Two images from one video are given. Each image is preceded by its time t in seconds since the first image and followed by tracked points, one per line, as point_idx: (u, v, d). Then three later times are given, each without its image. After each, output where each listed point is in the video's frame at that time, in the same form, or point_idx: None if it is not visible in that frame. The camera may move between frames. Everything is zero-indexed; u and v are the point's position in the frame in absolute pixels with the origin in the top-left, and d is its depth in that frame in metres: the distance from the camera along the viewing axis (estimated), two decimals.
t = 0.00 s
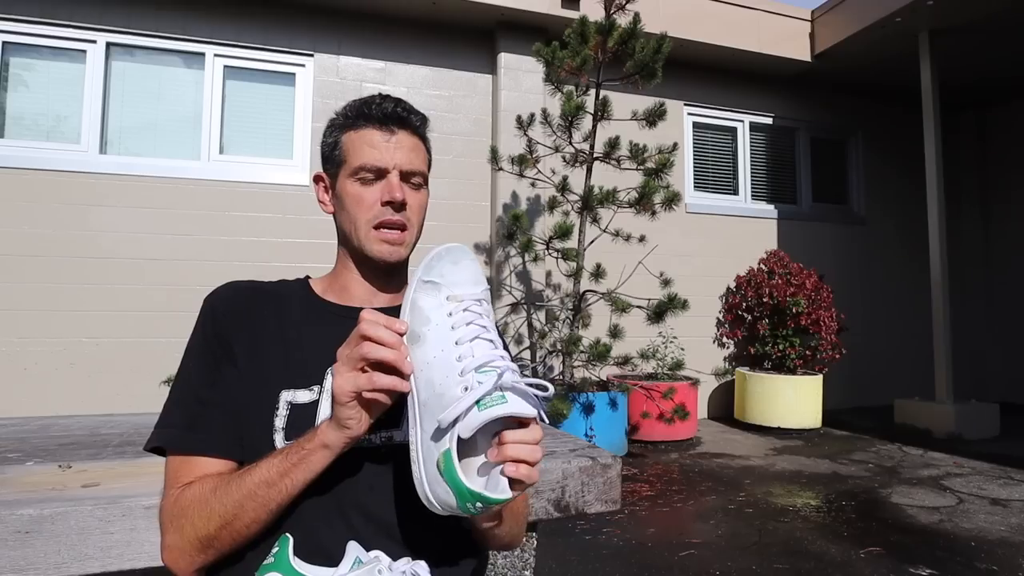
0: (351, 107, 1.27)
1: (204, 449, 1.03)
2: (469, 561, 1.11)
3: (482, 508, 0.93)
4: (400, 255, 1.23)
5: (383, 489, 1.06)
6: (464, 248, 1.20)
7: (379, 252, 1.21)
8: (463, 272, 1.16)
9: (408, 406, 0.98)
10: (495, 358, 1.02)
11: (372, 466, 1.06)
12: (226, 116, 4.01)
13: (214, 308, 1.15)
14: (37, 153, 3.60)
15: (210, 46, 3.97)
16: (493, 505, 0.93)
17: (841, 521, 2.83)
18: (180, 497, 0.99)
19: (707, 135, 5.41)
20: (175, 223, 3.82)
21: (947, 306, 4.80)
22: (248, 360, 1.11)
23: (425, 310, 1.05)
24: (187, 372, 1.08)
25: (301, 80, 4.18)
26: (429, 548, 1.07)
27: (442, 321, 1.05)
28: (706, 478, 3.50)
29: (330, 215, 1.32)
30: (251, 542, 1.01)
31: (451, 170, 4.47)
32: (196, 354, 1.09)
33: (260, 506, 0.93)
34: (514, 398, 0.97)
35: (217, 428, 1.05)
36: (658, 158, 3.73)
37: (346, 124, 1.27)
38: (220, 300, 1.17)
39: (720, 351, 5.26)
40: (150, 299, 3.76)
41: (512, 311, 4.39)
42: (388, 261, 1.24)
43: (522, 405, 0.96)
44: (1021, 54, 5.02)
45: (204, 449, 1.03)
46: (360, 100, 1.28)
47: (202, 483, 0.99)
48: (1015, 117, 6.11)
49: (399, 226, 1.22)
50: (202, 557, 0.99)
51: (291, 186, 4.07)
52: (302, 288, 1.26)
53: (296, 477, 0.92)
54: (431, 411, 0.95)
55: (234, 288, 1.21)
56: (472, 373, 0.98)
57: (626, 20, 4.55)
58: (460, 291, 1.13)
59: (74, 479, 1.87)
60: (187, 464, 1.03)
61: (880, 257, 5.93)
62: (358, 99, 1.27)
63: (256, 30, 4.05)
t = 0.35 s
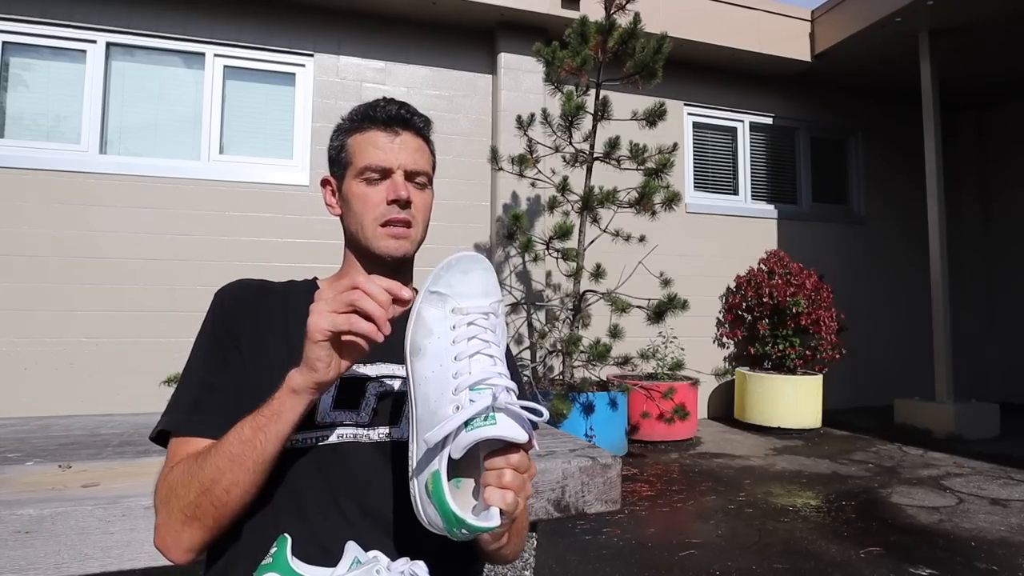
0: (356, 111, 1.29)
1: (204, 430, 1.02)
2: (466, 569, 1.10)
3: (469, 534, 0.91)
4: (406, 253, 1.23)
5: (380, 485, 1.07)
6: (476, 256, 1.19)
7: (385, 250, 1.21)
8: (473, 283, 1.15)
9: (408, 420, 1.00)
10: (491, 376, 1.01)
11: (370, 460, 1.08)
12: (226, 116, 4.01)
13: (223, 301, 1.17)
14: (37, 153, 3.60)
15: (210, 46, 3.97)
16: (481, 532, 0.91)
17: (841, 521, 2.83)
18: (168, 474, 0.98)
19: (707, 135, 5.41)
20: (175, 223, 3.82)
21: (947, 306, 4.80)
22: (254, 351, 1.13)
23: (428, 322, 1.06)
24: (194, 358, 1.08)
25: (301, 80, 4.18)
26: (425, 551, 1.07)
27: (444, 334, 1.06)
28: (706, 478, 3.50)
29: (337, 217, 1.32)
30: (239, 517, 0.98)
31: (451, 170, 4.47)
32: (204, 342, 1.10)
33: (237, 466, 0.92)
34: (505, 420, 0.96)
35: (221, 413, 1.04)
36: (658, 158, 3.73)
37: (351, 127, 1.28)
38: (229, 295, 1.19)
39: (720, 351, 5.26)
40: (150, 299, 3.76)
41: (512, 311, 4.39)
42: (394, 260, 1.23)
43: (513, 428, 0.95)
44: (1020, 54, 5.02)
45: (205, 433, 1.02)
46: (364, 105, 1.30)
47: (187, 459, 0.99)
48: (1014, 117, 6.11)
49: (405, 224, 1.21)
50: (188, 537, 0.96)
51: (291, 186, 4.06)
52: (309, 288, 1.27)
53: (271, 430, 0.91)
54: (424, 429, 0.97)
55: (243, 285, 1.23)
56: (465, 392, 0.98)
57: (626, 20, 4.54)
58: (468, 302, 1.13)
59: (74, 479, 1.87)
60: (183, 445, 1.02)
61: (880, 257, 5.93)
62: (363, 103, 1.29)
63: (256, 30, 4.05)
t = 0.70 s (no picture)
0: (356, 115, 1.29)
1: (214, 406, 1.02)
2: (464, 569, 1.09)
3: (453, 542, 0.91)
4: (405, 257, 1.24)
5: (380, 482, 1.07)
6: (461, 261, 1.19)
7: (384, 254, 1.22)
8: (455, 288, 1.15)
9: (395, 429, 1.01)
10: (472, 381, 1.00)
11: (372, 456, 1.09)
12: (226, 116, 4.01)
13: (234, 292, 1.18)
14: (37, 153, 3.60)
15: (210, 46, 3.97)
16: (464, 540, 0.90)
17: (841, 521, 2.83)
18: (174, 443, 0.97)
19: (707, 135, 5.41)
20: (176, 224, 3.82)
21: (947, 306, 4.80)
22: (267, 340, 1.13)
23: (411, 330, 1.06)
24: (207, 341, 1.09)
25: (301, 80, 4.18)
26: (423, 550, 1.05)
27: (427, 342, 1.06)
28: (706, 478, 3.51)
29: (338, 219, 1.33)
30: (248, 481, 0.96)
31: (451, 170, 4.47)
32: (217, 327, 1.10)
33: (247, 416, 0.92)
34: (484, 426, 0.93)
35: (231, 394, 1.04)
36: (658, 158, 3.73)
37: (352, 130, 1.28)
38: (241, 287, 1.20)
39: (720, 351, 5.26)
40: (149, 299, 3.76)
41: (512, 311, 4.39)
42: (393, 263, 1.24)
43: (492, 434, 0.92)
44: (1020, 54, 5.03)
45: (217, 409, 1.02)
46: (364, 107, 1.29)
47: (193, 426, 0.98)
48: (1014, 116, 6.11)
49: (403, 228, 1.22)
50: (197, 503, 0.93)
51: (291, 186, 4.07)
52: (314, 287, 1.28)
53: (283, 375, 0.92)
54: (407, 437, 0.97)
55: (253, 280, 1.24)
56: (444, 398, 0.98)
57: (626, 20, 4.55)
58: (450, 308, 1.13)
59: (73, 479, 1.87)
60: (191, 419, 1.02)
61: (880, 257, 5.93)
62: (363, 106, 1.29)
63: (255, 30, 4.05)
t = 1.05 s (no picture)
0: (361, 113, 1.29)
1: (202, 426, 1.02)
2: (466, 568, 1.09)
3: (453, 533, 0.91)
4: (406, 257, 1.23)
5: (379, 484, 1.07)
6: (452, 250, 1.18)
7: (384, 253, 1.22)
8: (446, 277, 1.14)
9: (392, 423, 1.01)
10: (463, 371, 1.00)
11: (370, 460, 1.08)
12: (226, 116, 4.01)
13: (227, 299, 1.17)
14: (37, 153, 3.60)
15: (210, 46, 3.97)
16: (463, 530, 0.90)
17: (841, 521, 2.83)
18: (166, 474, 0.98)
19: (707, 135, 5.41)
20: (176, 223, 3.82)
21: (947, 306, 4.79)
22: (257, 350, 1.12)
23: (403, 321, 1.05)
24: (197, 354, 1.08)
25: (301, 80, 4.18)
26: (423, 550, 1.06)
27: (419, 333, 1.06)
28: (706, 478, 3.51)
29: (341, 218, 1.33)
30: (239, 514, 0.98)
31: (451, 170, 4.47)
32: (207, 340, 1.10)
33: (235, 465, 0.92)
34: (477, 415, 0.93)
35: (220, 411, 1.04)
36: (658, 158, 3.73)
37: (357, 128, 1.28)
38: (234, 294, 1.19)
39: (720, 351, 5.26)
40: (149, 299, 3.76)
41: (512, 311, 4.39)
42: (394, 263, 1.23)
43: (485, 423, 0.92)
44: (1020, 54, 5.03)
45: (206, 431, 1.02)
46: (370, 106, 1.30)
47: (186, 457, 0.99)
48: (1014, 116, 6.11)
49: (405, 228, 1.22)
50: (188, 534, 0.95)
51: (291, 186, 4.07)
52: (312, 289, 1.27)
53: (269, 429, 0.91)
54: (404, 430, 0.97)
55: (246, 284, 1.23)
56: (437, 390, 0.97)
57: (626, 20, 4.54)
58: (442, 298, 1.12)
59: (74, 479, 1.87)
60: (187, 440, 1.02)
61: (881, 257, 5.93)
62: (368, 104, 1.29)
63: (255, 30, 4.05)
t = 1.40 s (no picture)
0: (356, 113, 1.29)
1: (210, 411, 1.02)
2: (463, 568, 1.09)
3: (446, 530, 0.90)
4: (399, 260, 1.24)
5: (379, 483, 1.07)
6: (441, 244, 1.20)
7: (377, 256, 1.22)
8: (437, 271, 1.16)
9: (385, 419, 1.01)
10: (454, 365, 0.99)
11: (369, 458, 1.08)
12: (226, 116, 4.01)
13: (230, 295, 1.17)
14: (37, 153, 3.60)
15: (210, 46, 3.97)
16: (456, 527, 0.90)
17: (841, 521, 2.83)
18: (174, 458, 0.97)
19: (707, 135, 5.41)
20: (176, 223, 3.82)
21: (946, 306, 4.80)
22: (263, 344, 1.13)
23: (394, 317, 1.07)
24: (202, 347, 1.08)
25: (301, 80, 4.18)
26: (422, 551, 1.06)
27: (410, 328, 1.07)
28: (706, 478, 3.50)
29: (337, 217, 1.33)
30: (249, 494, 0.97)
31: (451, 170, 4.47)
32: (212, 332, 1.10)
33: (243, 436, 0.92)
34: (469, 409, 0.92)
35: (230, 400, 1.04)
36: (658, 158, 3.73)
37: (351, 127, 1.28)
38: (237, 290, 1.19)
39: (720, 351, 5.26)
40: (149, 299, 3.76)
41: (512, 311, 4.39)
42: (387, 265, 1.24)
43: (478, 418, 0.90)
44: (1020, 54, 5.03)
45: (218, 416, 1.02)
46: (365, 105, 1.29)
47: (193, 440, 0.98)
48: (1014, 116, 6.11)
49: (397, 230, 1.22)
50: (198, 518, 0.94)
51: (291, 186, 4.07)
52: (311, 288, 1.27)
53: (278, 393, 0.92)
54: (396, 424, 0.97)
55: (248, 281, 1.23)
56: (426, 383, 0.97)
57: (626, 20, 4.54)
58: (431, 292, 1.13)
59: (74, 479, 1.87)
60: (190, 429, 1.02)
61: (880, 257, 5.93)
62: (363, 105, 1.29)
63: (256, 30, 4.05)
